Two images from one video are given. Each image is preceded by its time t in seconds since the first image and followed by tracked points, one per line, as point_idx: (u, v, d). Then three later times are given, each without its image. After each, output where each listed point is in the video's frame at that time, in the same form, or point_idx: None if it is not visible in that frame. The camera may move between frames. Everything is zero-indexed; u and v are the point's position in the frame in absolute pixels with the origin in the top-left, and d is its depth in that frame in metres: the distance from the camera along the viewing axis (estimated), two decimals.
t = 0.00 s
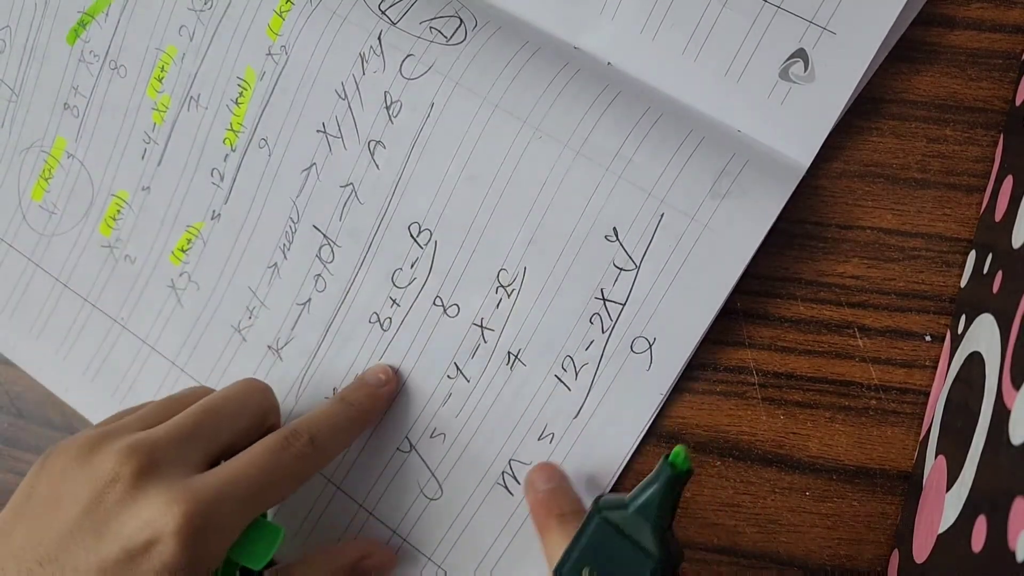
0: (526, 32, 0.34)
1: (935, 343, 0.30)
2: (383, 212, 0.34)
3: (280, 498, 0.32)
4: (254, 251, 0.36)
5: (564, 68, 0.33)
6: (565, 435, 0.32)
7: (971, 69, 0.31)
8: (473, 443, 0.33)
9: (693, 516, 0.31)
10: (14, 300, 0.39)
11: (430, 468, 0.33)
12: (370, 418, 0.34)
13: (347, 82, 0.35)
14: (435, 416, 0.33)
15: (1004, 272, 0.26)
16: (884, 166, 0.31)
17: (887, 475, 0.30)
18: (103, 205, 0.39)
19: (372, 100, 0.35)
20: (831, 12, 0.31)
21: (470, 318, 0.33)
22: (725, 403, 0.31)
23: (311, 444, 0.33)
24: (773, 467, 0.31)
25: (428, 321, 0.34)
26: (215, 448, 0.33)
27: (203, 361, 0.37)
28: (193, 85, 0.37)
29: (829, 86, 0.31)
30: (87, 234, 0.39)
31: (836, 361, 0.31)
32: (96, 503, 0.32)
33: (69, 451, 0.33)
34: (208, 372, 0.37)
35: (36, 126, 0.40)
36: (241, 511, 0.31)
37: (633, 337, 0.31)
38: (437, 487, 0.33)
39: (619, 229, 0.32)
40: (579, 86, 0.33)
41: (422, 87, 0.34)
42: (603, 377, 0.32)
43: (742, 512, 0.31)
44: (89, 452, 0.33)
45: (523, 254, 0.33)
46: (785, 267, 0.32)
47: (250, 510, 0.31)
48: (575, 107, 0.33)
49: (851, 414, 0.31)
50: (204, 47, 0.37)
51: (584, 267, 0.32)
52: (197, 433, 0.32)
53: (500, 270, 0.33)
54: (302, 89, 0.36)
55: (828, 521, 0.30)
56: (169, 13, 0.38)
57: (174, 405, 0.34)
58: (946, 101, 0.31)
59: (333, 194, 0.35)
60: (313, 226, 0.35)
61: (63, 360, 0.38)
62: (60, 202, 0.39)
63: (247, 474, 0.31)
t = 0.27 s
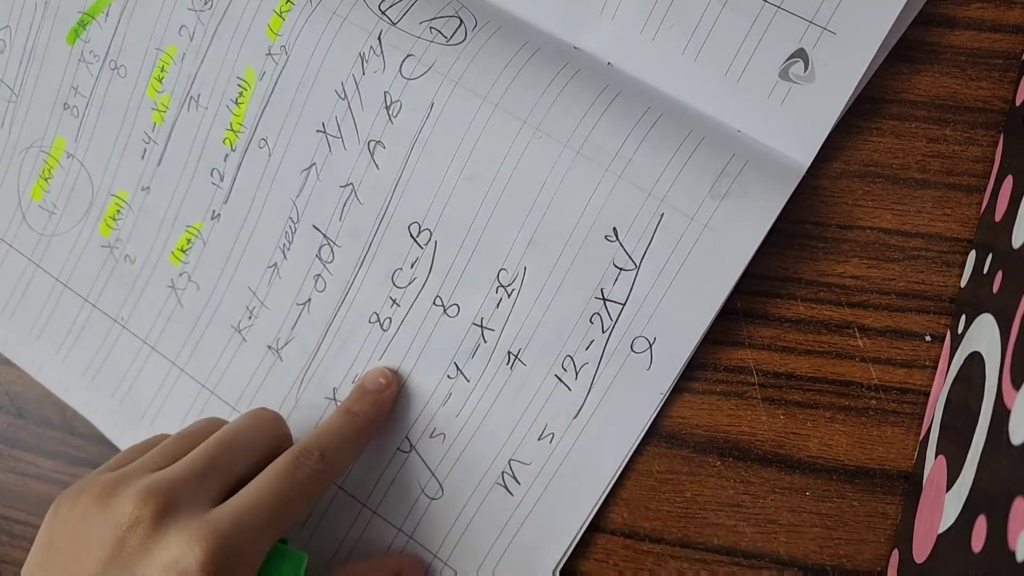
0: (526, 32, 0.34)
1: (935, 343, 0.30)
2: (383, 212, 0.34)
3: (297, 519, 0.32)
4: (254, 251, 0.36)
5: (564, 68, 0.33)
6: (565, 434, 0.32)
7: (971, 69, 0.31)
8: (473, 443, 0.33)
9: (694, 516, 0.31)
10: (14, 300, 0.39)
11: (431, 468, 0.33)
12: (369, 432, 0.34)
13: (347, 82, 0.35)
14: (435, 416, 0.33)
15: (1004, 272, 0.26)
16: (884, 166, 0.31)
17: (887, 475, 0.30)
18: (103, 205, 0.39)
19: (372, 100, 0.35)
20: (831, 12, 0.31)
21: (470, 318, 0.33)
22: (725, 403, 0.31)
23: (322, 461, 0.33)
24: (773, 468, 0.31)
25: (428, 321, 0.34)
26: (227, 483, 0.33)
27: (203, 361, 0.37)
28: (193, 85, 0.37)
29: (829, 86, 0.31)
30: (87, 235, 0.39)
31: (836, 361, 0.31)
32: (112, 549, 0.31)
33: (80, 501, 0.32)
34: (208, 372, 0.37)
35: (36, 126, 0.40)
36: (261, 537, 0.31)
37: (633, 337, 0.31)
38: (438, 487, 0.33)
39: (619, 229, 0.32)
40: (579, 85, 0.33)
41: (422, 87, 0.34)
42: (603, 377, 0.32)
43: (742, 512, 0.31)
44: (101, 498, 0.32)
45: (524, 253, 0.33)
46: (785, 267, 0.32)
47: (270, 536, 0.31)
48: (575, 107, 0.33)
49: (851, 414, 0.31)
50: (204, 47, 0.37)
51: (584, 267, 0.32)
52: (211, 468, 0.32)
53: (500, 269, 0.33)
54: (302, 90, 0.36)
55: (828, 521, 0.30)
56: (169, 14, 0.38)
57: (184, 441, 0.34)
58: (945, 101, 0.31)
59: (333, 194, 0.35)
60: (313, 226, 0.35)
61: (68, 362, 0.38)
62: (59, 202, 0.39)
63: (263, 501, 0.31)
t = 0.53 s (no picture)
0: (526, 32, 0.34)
1: (934, 343, 0.30)
2: (383, 212, 0.34)
3: (277, 501, 0.32)
4: (254, 251, 0.36)
5: (564, 67, 0.33)
6: (566, 434, 0.32)
7: (971, 69, 0.31)
8: (473, 443, 0.33)
9: (693, 516, 0.31)
10: (14, 300, 0.39)
11: (431, 468, 0.33)
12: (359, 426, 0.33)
13: (347, 82, 0.35)
14: (435, 416, 0.33)
15: (1004, 272, 0.26)
16: (885, 166, 0.31)
17: (887, 475, 0.30)
18: (103, 205, 0.39)
19: (372, 100, 0.35)
20: (831, 12, 0.31)
21: (470, 318, 0.33)
22: (725, 403, 0.32)
23: (304, 446, 0.33)
24: (773, 468, 0.31)
25: (428, 321, 0.34)
26: (210, 468, 0.33)
27: (203, 361, 0.37)
28: (193, 85, 0.37)
29: (829, 86, 0.31)
30: (87, 235, 0.39)
31: (836, 361, 0.31)
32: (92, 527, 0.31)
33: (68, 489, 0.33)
34: (208, 372, 0.37)
35: (35, 126, 0.40)
36: (235, 519, 0.31)
37: (634, 337, 0.31)
38: (438, 487, 0.33)
39: (619, 229, 0.32)
40: (579, 85, 0.33)
41: (422, 87, 0.34)
42: (603, 377, 0.32)
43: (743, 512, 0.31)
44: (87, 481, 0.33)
45: (524, 253, 0.33)
46: (785, 267, 0.32)
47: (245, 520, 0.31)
48: (575, 106, 0.33)
49: (851, 414, 0.31)
50: (204, 47, 0.37)
51: (584, 266, 0.32)
52: (198, 453, 0.33)
53: (500, 269, 0.33)
54: (302, 90, 0.36)
55: (827, 520, 0.30)
56: (169, 14, 0.38)
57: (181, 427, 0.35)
58: (946, 101, 0.31)
59: (333, 194, 0.35)
60: (313, 226, 0.35)
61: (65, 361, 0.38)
62: (60, 202, 0.39)
63: (236, 488, 0.31)
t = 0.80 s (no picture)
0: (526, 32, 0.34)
1: (935, 343, 0.30)
2: (383, 213, 0.34)
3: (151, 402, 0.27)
4: (255, 252, 0.36)
5: (564, 67, 0.33)
6: (566, 434, 0.32)
7: (971, 69, 0.31)
8: (474, 443, 0.33)
9: (693, 517, 0.31)
10: (15, 301, 0.40)
11: (432, 468, 0.33)
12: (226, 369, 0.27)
13: (347, 82, 0.35)
14: (435, 416, 0.33)
15: (1004, 272, 0.26)
16: (885, 166, 0.31)
17: (887, 475, 0.30)
18: (104, 206, 0.39)
19: (373, 100, 0.35)
20: (830, 12, 0.31)
21: (470, 318, 0.33)
22: (725, 403, 0.32)
23: None
24: (773, 468, 0.31)
25: (428, 322, 0.34)
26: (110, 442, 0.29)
27: (203, 362, 0.37)
28: (193, 86, 0.37)
29: (829, 86, 0.31)
30: (87, 236, 0.39)
31: (836, 362, 0.31)
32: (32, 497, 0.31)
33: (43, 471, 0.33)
34: (209, 373, 0.37)
35: (36, 127, 0.40)
36: None
37: (634, 337, 0.32)
38: (439, 488, 0.33)
39: (619, 229, 0.32)
40: (579, 85, 0.33)
41: (422, 87, 0.34)
42: (603, 377, 0.32)
43: (743, 512, 0.31)
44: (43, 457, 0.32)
45: (524, 253, 0.33)
46: (785, 267, 0.32)
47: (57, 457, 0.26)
48: (575, 106, 0.33)
49: (851, 414, 0.31)
50: (204, 48, 0.37)
51: (584, 267, 0.32)
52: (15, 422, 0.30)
53: (501, 269, 0.33)
54: (302, 90, 0.36)
55: (827, 520, 0.30)
56: (169, 15, 0.38)
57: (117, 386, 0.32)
58: (946, 101, 0.31)
59: (334, 194, 0.35)
60: (313, 226, 0.35)
61: (60, 358, 0.38)
62: (60, 204, 0.39)
63: None
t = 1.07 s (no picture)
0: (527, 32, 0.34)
1: (935, 343, 0.30)
2: (383, 212, 0.34)
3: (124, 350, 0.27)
4: (254, 251, 0.36)
5: (564, 67, 0.33)
6: (566, 434, 0.32)
7: (971, 69, 0.31)
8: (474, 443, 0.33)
9: (693, 517, 0.31)
10: (14, 301, 0.39)
11: (431, 468, 0.33)
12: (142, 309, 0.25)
13: (347, 82, 0.35)
14: (435, 416, 0.33)
15: (1004, 272, 0.26)
16: (885, 166, 0.31)
17: (887, 475, 0.30)
18: (103, 205, 0.39)
19: (372, 100, 0.35)
20: (831, 12, 0.31)
21: (470, 318, 0.33)
22: (725, 403, 0.31)
23: None
24: (773, 468, 0.31)
25: (428, 322, 0.34)
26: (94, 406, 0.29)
27: (203, 362, 0.37)
28: (193, 86, 0.37)
29: (829, 86, 0.31)
30: (87, 236, 0.39)
31: (836, 362, 0.31)
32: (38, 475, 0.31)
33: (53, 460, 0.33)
34: (208, 373, 0.37)
35: (35, 126, 0.40)
36: None
37: (634, 337, 0.32)
38: (439, 488, 0.33)
39: (619, 228, 0.32)
40: (579, 85, 0.33)
41: (422, 87, 0.34)
42: (603, 377, 0.32)
43: (743, 512, 0.31)
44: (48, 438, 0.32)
45: (524, 252, 0.33)
46: (785, 267, 0.32)
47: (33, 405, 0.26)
48: (575, 106, 0.33)
49: (851, 414, 0.31)
50: (204, 47, 0.37)
51: (584, 267, 0.32)
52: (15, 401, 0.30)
53: (501, 269, 0.33)
54: (302, 90, 0.36)
55: (827, 521, 0.30)
56: (169, 14, 0.38)
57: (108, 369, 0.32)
58: (946, 101, 0.31)
59: (334, 194, 0.35)
60: (313, 226, 0.35)
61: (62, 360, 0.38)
62: (60, 203, 0.39)
63: None
